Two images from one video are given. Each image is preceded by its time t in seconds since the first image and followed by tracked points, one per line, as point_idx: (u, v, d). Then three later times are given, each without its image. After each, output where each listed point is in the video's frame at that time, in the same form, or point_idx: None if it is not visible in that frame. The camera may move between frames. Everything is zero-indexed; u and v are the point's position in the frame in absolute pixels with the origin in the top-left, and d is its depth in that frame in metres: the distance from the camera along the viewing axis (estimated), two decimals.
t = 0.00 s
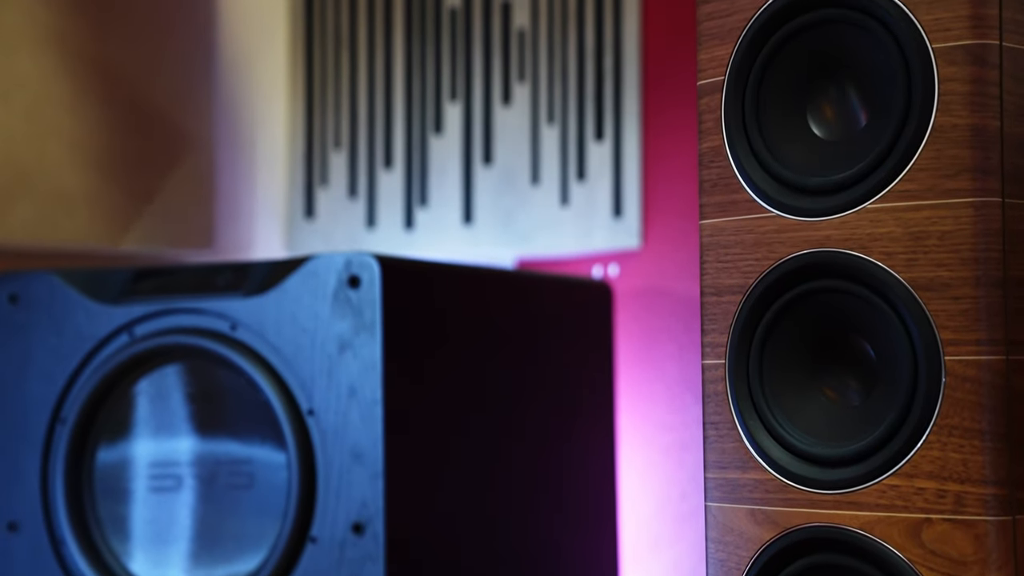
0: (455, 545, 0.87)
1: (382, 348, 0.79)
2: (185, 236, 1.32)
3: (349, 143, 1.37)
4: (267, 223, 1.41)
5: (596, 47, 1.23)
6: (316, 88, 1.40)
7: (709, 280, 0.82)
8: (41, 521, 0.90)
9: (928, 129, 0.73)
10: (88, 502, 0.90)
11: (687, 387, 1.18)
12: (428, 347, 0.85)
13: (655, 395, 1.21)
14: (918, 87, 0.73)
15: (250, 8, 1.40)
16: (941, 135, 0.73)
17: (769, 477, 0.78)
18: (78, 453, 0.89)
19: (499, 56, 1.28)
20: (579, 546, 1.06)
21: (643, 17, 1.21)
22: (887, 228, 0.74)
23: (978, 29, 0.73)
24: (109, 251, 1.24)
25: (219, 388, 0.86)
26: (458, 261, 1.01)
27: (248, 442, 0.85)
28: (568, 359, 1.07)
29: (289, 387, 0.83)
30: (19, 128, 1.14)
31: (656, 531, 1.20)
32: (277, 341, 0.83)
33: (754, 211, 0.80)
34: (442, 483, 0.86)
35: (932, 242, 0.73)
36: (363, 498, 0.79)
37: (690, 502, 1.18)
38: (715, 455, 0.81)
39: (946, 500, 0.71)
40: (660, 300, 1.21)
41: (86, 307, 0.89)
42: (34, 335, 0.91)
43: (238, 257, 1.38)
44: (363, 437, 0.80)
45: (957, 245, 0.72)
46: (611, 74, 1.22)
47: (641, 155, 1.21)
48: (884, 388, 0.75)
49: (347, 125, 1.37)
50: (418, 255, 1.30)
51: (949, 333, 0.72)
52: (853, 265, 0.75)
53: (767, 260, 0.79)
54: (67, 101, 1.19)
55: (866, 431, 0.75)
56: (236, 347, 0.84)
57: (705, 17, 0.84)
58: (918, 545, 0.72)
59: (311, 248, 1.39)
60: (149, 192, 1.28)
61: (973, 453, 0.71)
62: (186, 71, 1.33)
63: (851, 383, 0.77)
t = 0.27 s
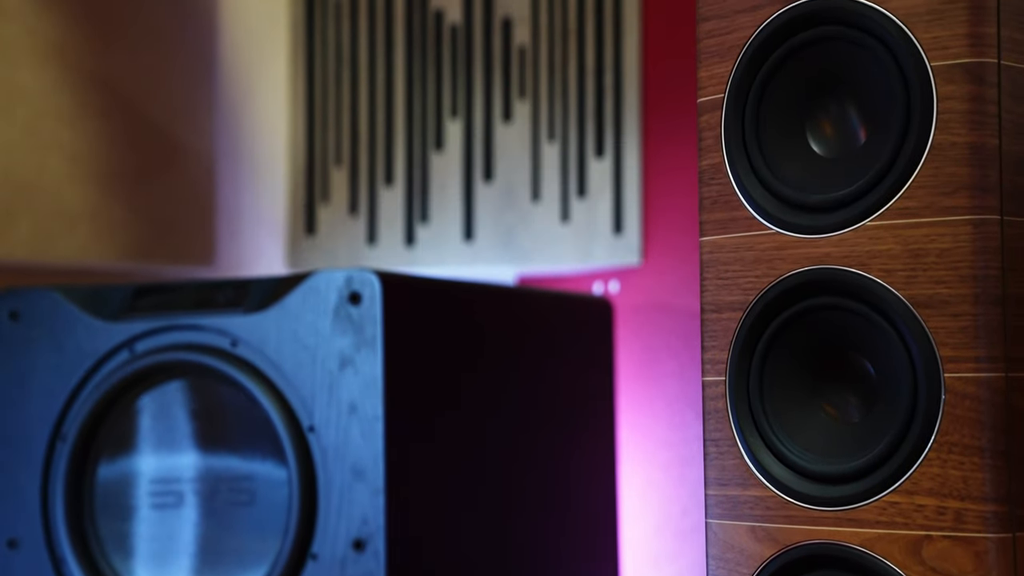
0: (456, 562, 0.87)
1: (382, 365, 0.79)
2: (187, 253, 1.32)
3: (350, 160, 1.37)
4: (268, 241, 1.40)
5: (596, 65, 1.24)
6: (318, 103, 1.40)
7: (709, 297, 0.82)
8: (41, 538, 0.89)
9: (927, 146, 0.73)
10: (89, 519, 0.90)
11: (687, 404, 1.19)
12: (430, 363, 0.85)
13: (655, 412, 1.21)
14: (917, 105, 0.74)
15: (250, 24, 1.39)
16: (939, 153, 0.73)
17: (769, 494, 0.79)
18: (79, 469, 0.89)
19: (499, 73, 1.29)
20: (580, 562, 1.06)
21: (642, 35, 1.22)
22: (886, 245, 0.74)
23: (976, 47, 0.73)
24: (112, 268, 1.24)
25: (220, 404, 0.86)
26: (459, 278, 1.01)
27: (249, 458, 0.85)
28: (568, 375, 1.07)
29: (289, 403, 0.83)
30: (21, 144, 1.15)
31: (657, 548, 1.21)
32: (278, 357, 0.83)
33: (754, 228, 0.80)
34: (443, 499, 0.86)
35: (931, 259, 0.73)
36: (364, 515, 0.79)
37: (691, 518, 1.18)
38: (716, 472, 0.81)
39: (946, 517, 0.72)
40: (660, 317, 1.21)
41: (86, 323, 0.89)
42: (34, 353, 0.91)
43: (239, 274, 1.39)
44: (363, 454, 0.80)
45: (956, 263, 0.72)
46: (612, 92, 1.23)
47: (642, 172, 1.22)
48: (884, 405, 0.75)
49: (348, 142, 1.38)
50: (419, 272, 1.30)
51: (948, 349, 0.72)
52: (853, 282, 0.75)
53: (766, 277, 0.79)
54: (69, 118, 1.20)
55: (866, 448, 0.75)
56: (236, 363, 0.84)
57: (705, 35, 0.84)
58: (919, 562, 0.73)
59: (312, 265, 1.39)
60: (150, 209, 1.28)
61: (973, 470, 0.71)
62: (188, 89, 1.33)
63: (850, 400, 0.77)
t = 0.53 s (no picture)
0: None
1: (383, 382, 0.80)
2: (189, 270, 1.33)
3: (350, 177, 1.38)
4: (271, 259, 1.41)
5: (596, 83, 1.25)
6: (319, 120, 1.40)
7: (709, 314, 0.83)
8: (43, 557, 0.90)
9: (926, 165, 0.74)
10: (91, 536, 0.90)
11: (687, 420, 1.19)
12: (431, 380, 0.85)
13: (656, 429, 1.21)
14: (916, 123, 0.74)
15: (250, 43, 1.40)
16: (938, 171, 0.73)
17: (769, 511, 0.79)
18: (80, 487, 0.90)
19: (500, 90, 1.30)
20: None
21: (642, 53, 1.23)
22: (885, 262, 0.75)
23: (974, 66, 0.73)
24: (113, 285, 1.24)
25: (222, 421, 0.87)
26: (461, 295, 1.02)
27: (250, 475, 0.85)
28: (569, 392, 1.07)
29: (291, 420, 0.83)
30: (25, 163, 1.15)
31: (658, 564, 1.21)
32: (279, 374, 0.83)
33: (753, 246, 0.81)
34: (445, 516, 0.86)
35: (930, 276, 0.73)
36: (364, 532, 0.79)
37: (692, 535, 1.18)
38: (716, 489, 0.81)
39: (946, 534, 0.72)
40: (660, 333, 1.22)
41: (88, 341, 0.89)
42: (37, 371, 0.91)
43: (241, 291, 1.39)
44: (364, 471, 0.80)
45: (955, 280, 0.73)
46: (612, 110, 1.24)
47: (642, 189, 1.22)
48: (884, 422, 0.75)
49: (348, 160, 1.38)
50: (420, 289, 1.31)
51: (948, 366, 0.72)
52: (852, 299, 0.76)
53: (766, 294, 0.80)
54: (73, 137, 1.20)
55: (866, 465, 0.75)
56: (238, 380, 0.85)
57: (704, 54, 0.85)
58: None
59: (313, 282, 1.39)
60: (152, 228, 1.29)
61: (973, 487, 0.71)
62: (189, 107, 1.34)
63: (850, 417, 0.78)
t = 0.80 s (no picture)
0: None
1: (384, 400, 0.80)
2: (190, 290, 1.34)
3: (351, 196, 1.38)
4: (273, 276, 1.41)
5: (596, 102, 1.26)
6: (321, 140, 1.41)
7: (709, 331, 0.83)
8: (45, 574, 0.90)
9: (925, 182, 0.74)
10: (94, 554, 0.90)
11: (688, 438, 1.19)
12: (432, 397, 0.85)
13: (656, 446, 1.21)
14: (915, 141, 0.75)
15: (254, 61, 1.41)
16: (937, 189, 0.74)
17: (770, 528, 0.79)
18: (83, 504, 0.90)
19: (500, 109, 1.30)
20: None
21: (642, 70, 1.23)
22: (885, 279, 0.75)
23: (973, 84, 0.74)
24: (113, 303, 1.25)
25: (224, 437, 0.87)
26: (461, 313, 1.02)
27: (252, 493, 0.85)
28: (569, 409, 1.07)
29: (292, 438, 0.83)
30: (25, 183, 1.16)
31: None
32: (280, 392, 0.84)
33: (753, 263, 0.81)
34: (446, 533, 0.86)
35: (931, 293, 0.73)
36: (366, 549, 0.79)
37: (693, 552, 1.19)
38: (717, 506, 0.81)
39: (947, 551, 0.72)
40: (660, 350, 1.22)
41: (90, 359, 0.90)
42: (39, 389, 0.91)
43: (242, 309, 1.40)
44: (365, 488, 0.80)
45: (956, 297, 0.73)
46: (612, 128, 1.25)
47: (641, 206, 1.23)
48: (884, 440, 0.76)
49: (349, 178, 1.38)
50: (421, 307, 1.31)
51: (948, 384, 0.73)
52: (852, 317, 0.76)
53: (766, 312, 0.80)
54: (75, 157, 1.21)
55: (866, 482, 0.75)
56: (240, 398, 0.85)
57: (704, 72, 0.85)
58: None
59: (314, 300, 1.40)
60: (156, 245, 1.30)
61: (973, 504, 0.71)
62: (193, 125, 1.35)
63: (849, 434, 0.78)
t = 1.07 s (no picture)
0: None
1: (385, 417, 0.80)
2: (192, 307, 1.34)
3: (352, 214, 1.39)
4: (273, 293, 1.42)
5: (596, 120, 1.27)
6: (322, 157, 1.41)
7: (709, 348, 0.84)
8: None
9: (924, 200, 0.75)
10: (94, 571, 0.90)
11: (688, 455, 1.19)
12: (433, 414, 0.85)
13: (656, 463, 1.22)
14: (914, 158, 0.75)
15: (257, 79, 1.42)
16: (936, 207, 0.74)
17: (771, 545, 0.79)
18: (84, 522, 0.90)
19: (501, 127, 1.31)
20: None
21: (642, 90, 1.25)
22: (885, 296, 0.75)
23: (971, 103, 0.74)
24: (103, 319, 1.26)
25: (224, 454, 0.87)
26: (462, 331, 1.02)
27: (252, 511, 0.85)
28: (569, 426, 1.07)
29: (293, 455, 0.83)
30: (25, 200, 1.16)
31: None
32: (281, 410, 0.84)
33: (753, 281, 0.81)
34: (447, 550, 0.86)
35: (930, 311, 0.74)
36: (366, 567, 0.79)
37: (693, 569, 1.19)
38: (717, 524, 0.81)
39: (947, 568, 0.72)
40: (661, 368, 1.22)
41: (90, 377, 0.90)
42: (39, 407, 0.91)
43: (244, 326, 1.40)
44: (365, 506, 0.80)
45: (955, 315, 0.73)
46: (612, 145, 1.25)
47: (641, 223, 1.23)
48: (884, 457, 0.76)
49: (350, 196, 1.39)
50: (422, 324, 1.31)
51: (948, 401, 0.73)
52: (852, 335, 0.76)
53: (766, 329, 0.81)
54: (78, 174, 1.21)
55: (867, 500, 0.75)
56: (240, 417, 0.85)
57: (703, 91, 0.86)
58: None
59: (315, 317, 1.40)
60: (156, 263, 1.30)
61: (973, 521, 0.71)
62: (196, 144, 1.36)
63: (849, 450, 0.78)
